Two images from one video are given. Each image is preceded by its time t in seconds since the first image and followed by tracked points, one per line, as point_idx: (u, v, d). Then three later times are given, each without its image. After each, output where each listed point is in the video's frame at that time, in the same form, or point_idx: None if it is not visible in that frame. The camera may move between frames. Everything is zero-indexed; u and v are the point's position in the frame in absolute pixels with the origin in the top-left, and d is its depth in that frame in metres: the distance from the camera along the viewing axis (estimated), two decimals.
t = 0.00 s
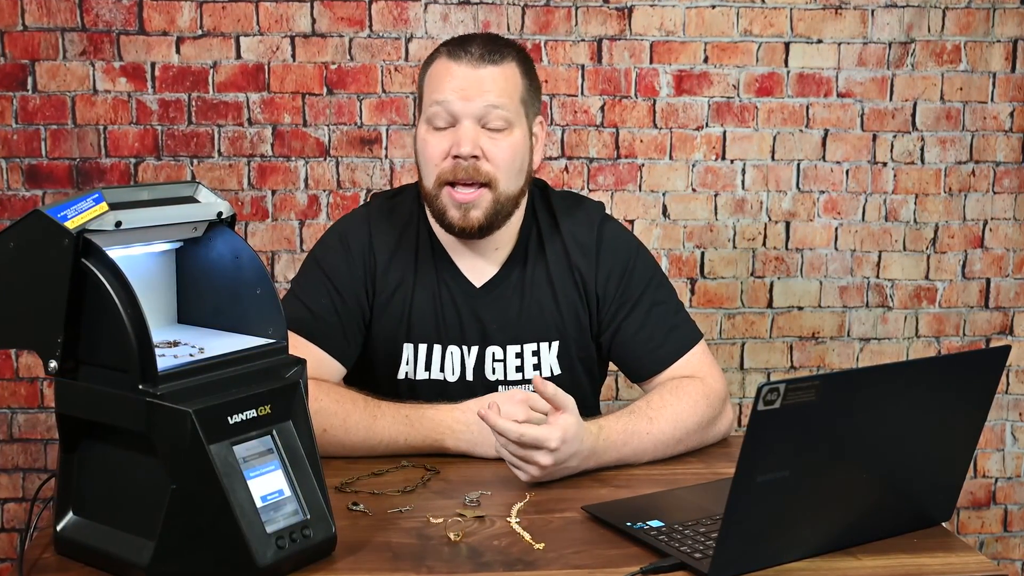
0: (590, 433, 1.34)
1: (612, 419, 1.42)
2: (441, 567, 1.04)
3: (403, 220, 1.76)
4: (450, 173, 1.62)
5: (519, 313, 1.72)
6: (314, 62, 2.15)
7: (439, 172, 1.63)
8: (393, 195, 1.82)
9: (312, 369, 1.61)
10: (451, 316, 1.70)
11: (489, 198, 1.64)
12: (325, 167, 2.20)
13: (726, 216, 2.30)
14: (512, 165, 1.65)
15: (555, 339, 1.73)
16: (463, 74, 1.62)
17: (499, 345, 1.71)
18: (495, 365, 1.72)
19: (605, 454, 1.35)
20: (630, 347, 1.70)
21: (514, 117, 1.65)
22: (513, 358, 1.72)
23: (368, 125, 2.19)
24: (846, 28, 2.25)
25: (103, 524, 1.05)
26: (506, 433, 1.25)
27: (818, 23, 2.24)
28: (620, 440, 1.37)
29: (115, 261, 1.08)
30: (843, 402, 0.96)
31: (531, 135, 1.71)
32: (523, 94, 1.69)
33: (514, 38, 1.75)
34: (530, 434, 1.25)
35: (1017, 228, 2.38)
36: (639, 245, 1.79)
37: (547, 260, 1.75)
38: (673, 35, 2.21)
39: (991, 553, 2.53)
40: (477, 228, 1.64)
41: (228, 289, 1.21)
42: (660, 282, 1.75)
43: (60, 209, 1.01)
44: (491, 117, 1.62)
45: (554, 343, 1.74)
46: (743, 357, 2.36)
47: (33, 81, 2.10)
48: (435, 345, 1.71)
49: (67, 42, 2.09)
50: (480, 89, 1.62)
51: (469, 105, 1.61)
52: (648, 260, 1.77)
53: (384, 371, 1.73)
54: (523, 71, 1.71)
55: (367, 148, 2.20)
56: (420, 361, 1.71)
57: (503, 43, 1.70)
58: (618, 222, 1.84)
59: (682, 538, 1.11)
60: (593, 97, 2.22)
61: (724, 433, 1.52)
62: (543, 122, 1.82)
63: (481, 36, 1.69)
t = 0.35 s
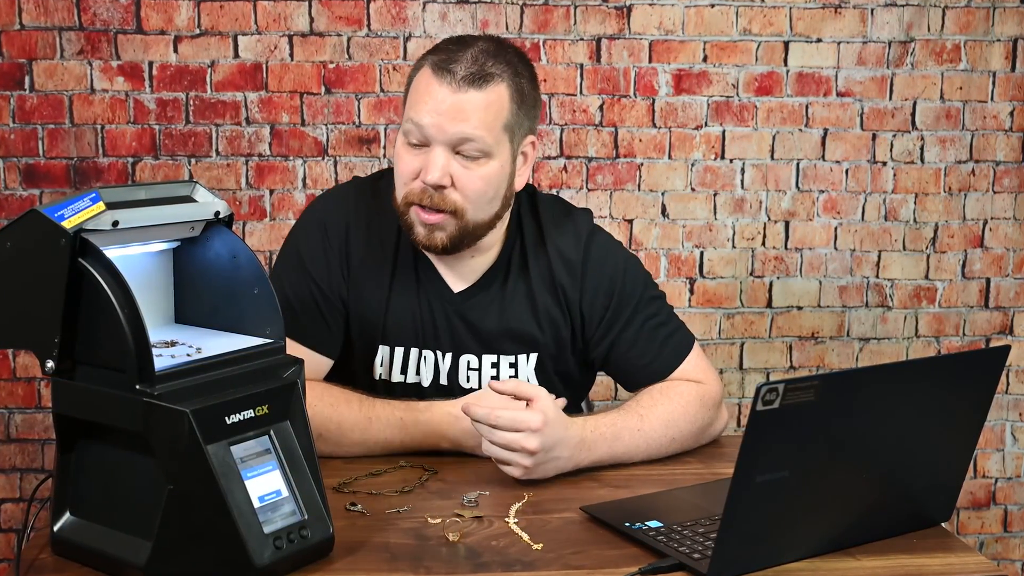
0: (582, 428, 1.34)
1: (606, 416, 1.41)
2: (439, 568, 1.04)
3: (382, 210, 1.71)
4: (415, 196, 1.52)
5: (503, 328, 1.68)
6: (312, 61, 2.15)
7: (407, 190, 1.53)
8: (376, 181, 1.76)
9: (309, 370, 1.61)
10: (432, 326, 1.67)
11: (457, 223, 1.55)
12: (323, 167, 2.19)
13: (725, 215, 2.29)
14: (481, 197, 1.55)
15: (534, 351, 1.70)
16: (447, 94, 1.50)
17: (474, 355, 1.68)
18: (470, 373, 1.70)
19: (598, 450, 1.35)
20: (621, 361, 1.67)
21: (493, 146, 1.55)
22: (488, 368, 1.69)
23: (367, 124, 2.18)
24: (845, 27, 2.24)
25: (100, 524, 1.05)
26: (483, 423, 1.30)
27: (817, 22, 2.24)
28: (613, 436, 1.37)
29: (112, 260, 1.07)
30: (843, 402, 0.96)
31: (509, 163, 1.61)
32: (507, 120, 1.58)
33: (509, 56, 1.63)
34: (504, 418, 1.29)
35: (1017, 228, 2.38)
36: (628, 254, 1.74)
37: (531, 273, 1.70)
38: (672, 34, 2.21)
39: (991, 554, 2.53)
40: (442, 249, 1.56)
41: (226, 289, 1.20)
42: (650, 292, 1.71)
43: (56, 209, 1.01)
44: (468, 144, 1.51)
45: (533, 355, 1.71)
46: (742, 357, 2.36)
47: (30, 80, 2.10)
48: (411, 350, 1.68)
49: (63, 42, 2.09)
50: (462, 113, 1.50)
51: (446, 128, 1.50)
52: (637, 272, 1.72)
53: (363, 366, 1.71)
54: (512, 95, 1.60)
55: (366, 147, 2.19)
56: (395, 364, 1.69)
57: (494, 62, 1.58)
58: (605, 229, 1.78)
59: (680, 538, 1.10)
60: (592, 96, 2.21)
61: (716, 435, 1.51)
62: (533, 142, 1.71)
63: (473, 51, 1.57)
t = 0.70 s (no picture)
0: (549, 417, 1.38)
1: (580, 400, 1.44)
2: (437, 568, 1.04)
3: (360, 201, 1.66)
4: (387, 182, 1.49)
5: (490, 315, 1.69)
6: (310, 60, 2.14)
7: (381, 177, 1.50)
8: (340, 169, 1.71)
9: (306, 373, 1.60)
10: (414, 314, 1.67)
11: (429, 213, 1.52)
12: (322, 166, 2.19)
13: (724, 215, 2.29)
14: (454, 187, 1.52)
15: (519, 338, 1.71)
16: (425, 79, 1.46)
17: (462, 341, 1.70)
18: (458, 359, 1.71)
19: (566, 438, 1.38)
20: (601, 352, 1.66)
21: (469, 135, 1.51)
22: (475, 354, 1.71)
23: (365, 123, 2.18)
24: (844, 26, 2.24)
25: (98, 524, 1.05)
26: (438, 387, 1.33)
27: (817, 21, 2.23)
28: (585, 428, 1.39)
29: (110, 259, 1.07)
30: (842, 402, 0.96)
31: (487, 154, 1.57)
32: (487, 109, 1.54)
33: (493, 43, 1.58)
34: (457, 375, 1.32)
35: (1017, 227, 2.37)
36: (613, 242, 1.72)
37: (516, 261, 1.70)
38: (671, 33, 2.20)
39: (991, 554, 2.52)
40: (414, 239, 1.54)
41: (223, 289, 1.20)
42: (634, 282, 1.70)
43: (54, 208, 1.00)
44: (444, 132, 1.48)
45: (519, 342, 1.72)
46: (741, 357, 2.36)
47: (27, 79, 2.10)
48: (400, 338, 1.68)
49: (61, 41, 2.09)
50: (440, 100, 1.46)
51: (421, 114, 1.45)
52: (621, 260, 1.71)
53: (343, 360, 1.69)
54: (494, 83, 1.55)
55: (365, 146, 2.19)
56: (387, 354, 1.68)
57: (477, 49, 1.54)
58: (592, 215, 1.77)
59: (679, 538, 1.10)
60: (591, 95, 2.21)
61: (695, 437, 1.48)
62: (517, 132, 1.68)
63: (456, 35, 1.53)
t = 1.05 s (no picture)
0: (425, 342, 1.17)
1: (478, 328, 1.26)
2: (435, 569, 1.03)
3: (296, 185, 1.67)
4: (321, 161, 1.45)
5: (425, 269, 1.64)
6: (308, 59, 2.14)
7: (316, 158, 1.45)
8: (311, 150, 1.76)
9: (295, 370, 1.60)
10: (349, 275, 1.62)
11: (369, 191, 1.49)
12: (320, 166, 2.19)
13: (723, 215, 2.29)
14: (391, 162, 1.47)
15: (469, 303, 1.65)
16: (349, 52, 1.40)
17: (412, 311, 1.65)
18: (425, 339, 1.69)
19: (435, 373, 1.19)
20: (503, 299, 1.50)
21: (401, 107, 1.46)
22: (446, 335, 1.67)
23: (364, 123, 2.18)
24: (844, 25, 2.24)
25: (95, 524, 1.04)
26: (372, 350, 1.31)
27: (816, 20, 2.23)
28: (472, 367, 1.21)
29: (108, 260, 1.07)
30: (842, 401, 0.95)
31: (424, 125, 1.52)
32: (418, 77, 1.48)
33: (420, 9, 1.52)
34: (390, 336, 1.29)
35: (1017, 227, 2.37)
36: (550, 187, 1.60)
37: (447, 211, 1.64)
38: (671, 32, 2.20)
39: (991, 555, 2.52)
40: (357, 218, 1.52)
41: (221, 289, 1.19)
42: (560, 227, 1.54)
43: (51, 209, 1.00)
44: (374, 106, 1.42)
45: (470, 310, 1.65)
46: (740, 357, 2.36)
47: (25, 79, 2.09)
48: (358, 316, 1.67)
49: (58, 40, 2.08)
50: (367, 73, 1.41)
51: (348, 88, 1.40)
52: (552, 205, 1.57)
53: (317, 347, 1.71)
54: (423, 51, 1.49)
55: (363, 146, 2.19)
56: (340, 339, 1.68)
57: (402, 16, 1.48)
58: (538, 164, 1.66)
59: (678, 539, 1.09)
60: (589, 94, 2.21)
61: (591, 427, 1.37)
62: (457, 99, 1.61)
63: (379, 4, 1.47)
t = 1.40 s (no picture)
0: (337, 327, 1.17)
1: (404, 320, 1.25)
2: (434, 570, 1.03)
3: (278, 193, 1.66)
4: (287, 184, 1.41)
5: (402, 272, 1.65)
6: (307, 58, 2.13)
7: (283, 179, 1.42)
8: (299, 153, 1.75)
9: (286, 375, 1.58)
10: (317, 280, 1.60)
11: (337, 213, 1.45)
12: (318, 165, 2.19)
13: (722, 215, 2.28)
14: (357, 183, 1.43)
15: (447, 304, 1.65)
16: (309, 72, 1.34)
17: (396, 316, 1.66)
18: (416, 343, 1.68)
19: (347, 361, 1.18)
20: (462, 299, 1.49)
21: (366, 128, 1.40)
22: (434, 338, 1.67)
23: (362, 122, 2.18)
24: (843, 24, 2.23)
25: (94, 525, 1.04)
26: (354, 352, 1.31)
27: (816, 19, 2.23)
28: (389, 357, 1.20)
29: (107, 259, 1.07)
30: (842, 402, 0.95)
31: (392, 143, 1.47)
32: (384, 95, 1.42)
33: (384, 22, 1.46)
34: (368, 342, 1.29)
35: (1017, 227, 2.37)
36: (515, 183, 1.57)
37: (418, 212, 1.63)
38: (670, 32, 2.20)
39: (991, 555, 2.52)
40: (326, 237, 1.48)
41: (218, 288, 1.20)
42: (523, 221, 1.51)
43: (49, 208, 1.00)
44: (337, 128, 1.37)
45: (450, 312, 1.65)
46: (739, 357, 2.36)
47: (22, 78, 2.09)
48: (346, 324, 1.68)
49: (56, 39, 2.08)
50: (329, 94, 1.35)
51: (309, 109, 1.34)
52: (515, 199, 1.54)
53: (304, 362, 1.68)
54: (388, 67, 1.43)
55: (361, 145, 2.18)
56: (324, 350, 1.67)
57: (364, 31, 1.42)
58: (507, 159, 1.63)
59: (677, 540, 1.09)
60: (588, 94, 2.20)
61: (532, 432, 1.32)
62: (428, 112, 1.56)
63: (340, 20, 1.41)
